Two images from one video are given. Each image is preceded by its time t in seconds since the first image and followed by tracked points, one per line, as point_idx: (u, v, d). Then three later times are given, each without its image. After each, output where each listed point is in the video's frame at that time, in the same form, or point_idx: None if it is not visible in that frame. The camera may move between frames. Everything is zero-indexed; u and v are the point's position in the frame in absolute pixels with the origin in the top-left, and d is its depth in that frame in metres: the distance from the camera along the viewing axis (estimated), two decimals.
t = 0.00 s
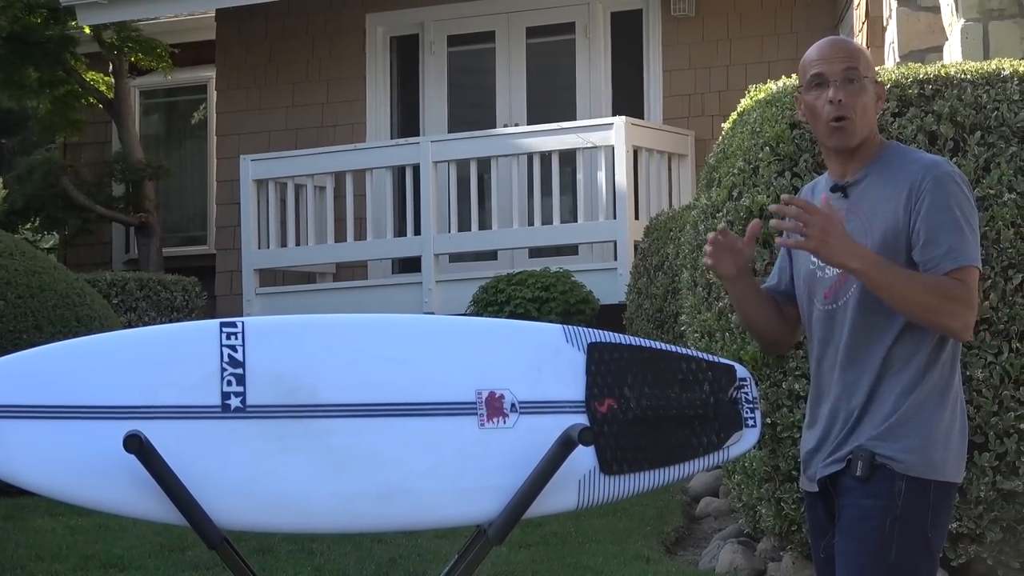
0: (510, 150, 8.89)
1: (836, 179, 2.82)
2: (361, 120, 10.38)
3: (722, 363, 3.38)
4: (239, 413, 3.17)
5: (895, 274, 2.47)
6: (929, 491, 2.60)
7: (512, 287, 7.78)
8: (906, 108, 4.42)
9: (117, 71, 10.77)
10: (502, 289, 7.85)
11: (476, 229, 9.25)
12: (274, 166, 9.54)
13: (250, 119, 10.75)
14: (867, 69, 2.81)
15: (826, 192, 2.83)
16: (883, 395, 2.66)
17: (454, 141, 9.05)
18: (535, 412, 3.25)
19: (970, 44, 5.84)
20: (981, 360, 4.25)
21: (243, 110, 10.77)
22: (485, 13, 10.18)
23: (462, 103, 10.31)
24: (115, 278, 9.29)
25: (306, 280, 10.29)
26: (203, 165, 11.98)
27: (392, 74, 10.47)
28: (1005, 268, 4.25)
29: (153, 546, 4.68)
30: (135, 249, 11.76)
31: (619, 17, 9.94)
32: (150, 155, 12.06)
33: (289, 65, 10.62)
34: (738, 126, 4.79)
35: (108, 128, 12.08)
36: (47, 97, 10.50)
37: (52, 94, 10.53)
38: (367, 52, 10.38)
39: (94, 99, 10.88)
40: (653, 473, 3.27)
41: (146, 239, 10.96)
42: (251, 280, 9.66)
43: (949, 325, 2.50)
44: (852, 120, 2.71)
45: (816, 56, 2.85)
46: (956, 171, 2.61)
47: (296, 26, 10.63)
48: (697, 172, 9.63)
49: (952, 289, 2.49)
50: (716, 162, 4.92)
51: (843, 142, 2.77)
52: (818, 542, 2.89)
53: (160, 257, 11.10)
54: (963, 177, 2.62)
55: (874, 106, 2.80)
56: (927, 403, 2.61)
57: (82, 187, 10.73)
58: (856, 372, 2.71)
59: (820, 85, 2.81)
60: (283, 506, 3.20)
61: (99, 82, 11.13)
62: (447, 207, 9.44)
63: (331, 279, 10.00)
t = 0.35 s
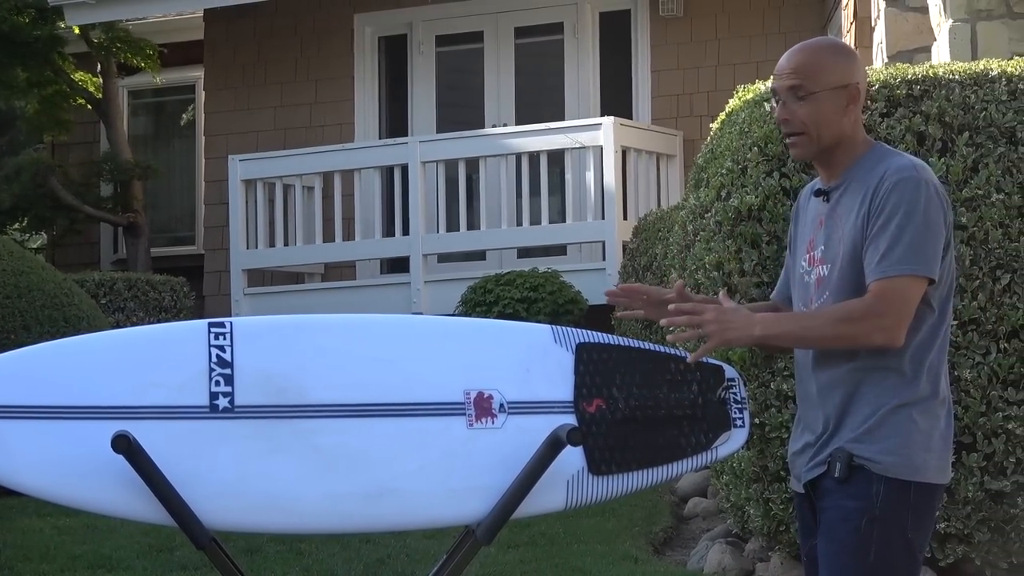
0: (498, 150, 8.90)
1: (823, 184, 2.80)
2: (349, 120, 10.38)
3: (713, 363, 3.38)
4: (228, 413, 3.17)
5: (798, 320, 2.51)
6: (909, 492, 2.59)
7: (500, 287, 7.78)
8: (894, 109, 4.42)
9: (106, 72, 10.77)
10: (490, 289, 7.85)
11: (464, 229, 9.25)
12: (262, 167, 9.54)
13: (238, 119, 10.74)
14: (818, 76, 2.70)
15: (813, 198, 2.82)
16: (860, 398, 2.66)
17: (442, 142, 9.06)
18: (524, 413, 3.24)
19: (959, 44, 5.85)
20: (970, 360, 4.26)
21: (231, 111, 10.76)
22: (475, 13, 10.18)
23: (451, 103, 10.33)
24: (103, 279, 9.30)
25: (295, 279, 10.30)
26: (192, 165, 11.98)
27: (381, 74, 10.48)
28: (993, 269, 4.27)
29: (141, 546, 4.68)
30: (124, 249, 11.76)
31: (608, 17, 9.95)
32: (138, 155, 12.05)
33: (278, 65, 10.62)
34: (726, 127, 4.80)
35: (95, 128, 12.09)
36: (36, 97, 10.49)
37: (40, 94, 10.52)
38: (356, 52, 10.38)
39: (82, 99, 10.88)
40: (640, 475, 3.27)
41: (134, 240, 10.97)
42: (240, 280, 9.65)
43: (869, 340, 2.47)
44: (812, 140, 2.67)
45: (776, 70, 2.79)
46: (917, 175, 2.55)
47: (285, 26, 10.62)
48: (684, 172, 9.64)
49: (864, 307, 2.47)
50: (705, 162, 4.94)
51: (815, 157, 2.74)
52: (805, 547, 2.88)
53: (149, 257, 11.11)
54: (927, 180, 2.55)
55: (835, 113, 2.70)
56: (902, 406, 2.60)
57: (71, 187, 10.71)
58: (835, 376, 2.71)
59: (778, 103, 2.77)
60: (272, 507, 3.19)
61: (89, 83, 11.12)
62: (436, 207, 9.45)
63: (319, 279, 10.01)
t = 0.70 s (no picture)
0: (489, 150, 8.91)
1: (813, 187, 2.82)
2: (341, 120, 10.38)
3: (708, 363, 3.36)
4: (219, 413, 3.16)
5: (776, 339, 2.55)
6: (889, 494, 2.59)
7: (492, 287, 7.78)
8: (886, 109, 4.43)
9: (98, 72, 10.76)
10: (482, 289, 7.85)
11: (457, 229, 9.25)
12: (252, 167, 9.53)
13: (230, 119, 10.73)
14: (799, 86, 2.71)
15: (802, 200, 2.84)
16: (845, 400, 2.67)
17: (433, 142, 9.06)
18: (516, 413, 3.23)
19: (950, 44, 5.86)
20: (962, 360, 4.26)
21: (223, 111, 10.75)
22: (467, 14, 10.19)
23: (442, 103, 10.34)
24: (94, 278, 9.30)
25: (286, 279, 10.30)
26: (184, 165, 11.97)
27: (373, 73, 10.48)
28: (984, 269, 4.27)
29: (131, 546, 4.69)
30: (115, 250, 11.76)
31: (600, 18, 9.95)
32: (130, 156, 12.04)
33: (269, 65, 10.61)
34: (717, 127, 4.81)
35: (86, 128, 12.11)
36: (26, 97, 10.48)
37: (31, 94, 10.52)
38: (347, 51, 10.38)
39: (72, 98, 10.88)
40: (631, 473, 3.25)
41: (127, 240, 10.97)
42: (232, 280, 9.64)
43: (848, 350, 2.51)
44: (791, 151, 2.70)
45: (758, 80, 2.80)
46: (895, 181, 2.56)
47: (276, 26, 10.62)
48: (676, 172, 9.64)
49: (841, 318, 2.50)
50: (696, 163, 4.94)
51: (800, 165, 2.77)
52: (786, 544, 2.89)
53: (141, 257, 11.12)
54: (906, 186, 2.56)
55: (818, 121, 2.72)
56: (886, 409, 2.61)
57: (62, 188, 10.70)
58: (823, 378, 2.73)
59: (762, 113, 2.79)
60: (263, 508, 3.19)
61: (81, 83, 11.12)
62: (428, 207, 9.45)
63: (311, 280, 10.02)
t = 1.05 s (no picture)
0: (485, 150, 8.91)
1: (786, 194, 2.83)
2: (337, 119, 10.38)
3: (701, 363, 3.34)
4: (215, 412, 3.16)
5: (699, 354, 2.69)
6: (874, 509, 2.61)
7: (487, 287, 7.77)
8: (881, 109, 4.43)
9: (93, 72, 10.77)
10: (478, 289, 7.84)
11: (453, 228, 9.26)
12: (248, 166, 9.53)
13: (226, 118, 10.73)
14: (768, 98, 2.70)
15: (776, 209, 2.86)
16: (821, 417, 2.68)
17: (429, 141, 9.06)
18: (512, 413, 3.23)
19: (946, 44, 5.85)
20: (957, 359, 4.26)
21: (219, 110, 10.75)
22: (463, 13, 10.19)
23: (438, 103, 10.34)
24: (90, 278, 9.29)
25: (283, 279, 10.31)
26: (180, 164, 11.97)
27: (368, 73, 10.48)
28: (979, 269, 4.28)
29: (127, 546, 4.69)
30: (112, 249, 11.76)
31: (596, 17, 9.95)
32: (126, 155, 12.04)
33: (265, 64, 10.61)
34: (712, 127, 4.81)
35: (82, 127, 12.12)
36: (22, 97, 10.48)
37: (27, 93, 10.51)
38: (342, 50, 10.37)
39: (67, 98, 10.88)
40: (630, 473, 3.24)
41: (123, 239, 11.00)
42: (227, 279, 9.64)
43: (768, 368, 2.59)
44: (764, 165, 2.70)
45: (728, 89, 2.79)
46: (844, 204, 2.57)
47: (271, 25, 10.61)
48: (673, 171, 9.65)
49: (759, 339, 2.58)
50: (690, 162, 4.94)
51: (774, 176, 2.77)
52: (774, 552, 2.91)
53: (137, 256, 11.13)
54: (856, 209, 2.56)
55: (788, 133, 2.71)
56: (859, 426, 2.62)
57: (59, 187, 10.70)
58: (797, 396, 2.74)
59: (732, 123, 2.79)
60: (259, 506, 3.18)
61: (77, 83, 11.13)
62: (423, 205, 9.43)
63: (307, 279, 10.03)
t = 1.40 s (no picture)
0: (483, 150, 8.92)
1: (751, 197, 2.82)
2: (336, 119, 10.38)
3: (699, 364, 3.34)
4: (215, 412, 3.16)
5: (657, 382, 2.76)
6: (862, 513, 2.62)
7: (487, 287, 7.77)
8: (881, 108, 4.43)
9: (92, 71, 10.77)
10: (477, 289, 7.83)
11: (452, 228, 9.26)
12: (247, 166, 9.52)
13: (224, 118, 10.72)
14: (725, 104, 2.69)
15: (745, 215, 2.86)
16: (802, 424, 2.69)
17: (428, 141, 9.06)
18: (512, 413, 3.21)
19: (945, 43, 5.85)
20: (956, 359, 4.26)
21: (218, 111, 10.74)
22: (462, 12, 10.19)
23: (438, 103, 10.34)
24: (89, 278, 9.29)
25: (282, 279, 10.31)
26: (178, 164, 11.97)
27: (367, 73, 10.48)
28: (978, 269, 4.28)
29: (127, 545, 4.69)
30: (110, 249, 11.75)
31: (594, 18, 9.96)
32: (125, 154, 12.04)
33: (264, 64, 10.61)
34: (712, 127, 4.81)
35: (81, 127, 12.12)
36: (21, 97, 10.48)
37: (26, 93, 10.51)
38: (341, 50, 10.37)
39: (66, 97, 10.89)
40: (629, 474, 3.22)
41: (123, 239, 11.01)
42: (227, 279, 9.62)
43: (724, 384, 2.65)
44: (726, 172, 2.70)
45: (684, 98, 2.78)
46: (788, 216, 2.56)
47: (270, 25, 10.61)
48: (672, 171, 9.65)
49: (706, 360, 2.65)
50: (691, 161, 4.93)
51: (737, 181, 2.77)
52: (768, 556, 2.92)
53: (135, 256, 11.14)
54: (800, 220, 2.55)
55: (748, 137, 2.71)
56: (840, 431, 2.63)
57: (58, 187, 10.70)
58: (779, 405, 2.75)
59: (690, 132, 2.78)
60: (257, 506, 3.17)
61: (76, 83, 11.13)
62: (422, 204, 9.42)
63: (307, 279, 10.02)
